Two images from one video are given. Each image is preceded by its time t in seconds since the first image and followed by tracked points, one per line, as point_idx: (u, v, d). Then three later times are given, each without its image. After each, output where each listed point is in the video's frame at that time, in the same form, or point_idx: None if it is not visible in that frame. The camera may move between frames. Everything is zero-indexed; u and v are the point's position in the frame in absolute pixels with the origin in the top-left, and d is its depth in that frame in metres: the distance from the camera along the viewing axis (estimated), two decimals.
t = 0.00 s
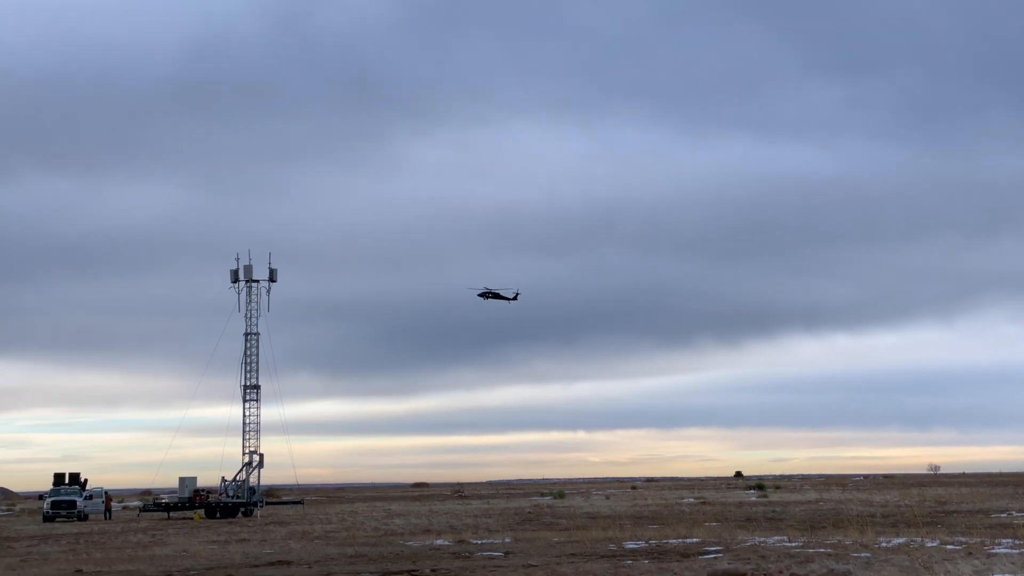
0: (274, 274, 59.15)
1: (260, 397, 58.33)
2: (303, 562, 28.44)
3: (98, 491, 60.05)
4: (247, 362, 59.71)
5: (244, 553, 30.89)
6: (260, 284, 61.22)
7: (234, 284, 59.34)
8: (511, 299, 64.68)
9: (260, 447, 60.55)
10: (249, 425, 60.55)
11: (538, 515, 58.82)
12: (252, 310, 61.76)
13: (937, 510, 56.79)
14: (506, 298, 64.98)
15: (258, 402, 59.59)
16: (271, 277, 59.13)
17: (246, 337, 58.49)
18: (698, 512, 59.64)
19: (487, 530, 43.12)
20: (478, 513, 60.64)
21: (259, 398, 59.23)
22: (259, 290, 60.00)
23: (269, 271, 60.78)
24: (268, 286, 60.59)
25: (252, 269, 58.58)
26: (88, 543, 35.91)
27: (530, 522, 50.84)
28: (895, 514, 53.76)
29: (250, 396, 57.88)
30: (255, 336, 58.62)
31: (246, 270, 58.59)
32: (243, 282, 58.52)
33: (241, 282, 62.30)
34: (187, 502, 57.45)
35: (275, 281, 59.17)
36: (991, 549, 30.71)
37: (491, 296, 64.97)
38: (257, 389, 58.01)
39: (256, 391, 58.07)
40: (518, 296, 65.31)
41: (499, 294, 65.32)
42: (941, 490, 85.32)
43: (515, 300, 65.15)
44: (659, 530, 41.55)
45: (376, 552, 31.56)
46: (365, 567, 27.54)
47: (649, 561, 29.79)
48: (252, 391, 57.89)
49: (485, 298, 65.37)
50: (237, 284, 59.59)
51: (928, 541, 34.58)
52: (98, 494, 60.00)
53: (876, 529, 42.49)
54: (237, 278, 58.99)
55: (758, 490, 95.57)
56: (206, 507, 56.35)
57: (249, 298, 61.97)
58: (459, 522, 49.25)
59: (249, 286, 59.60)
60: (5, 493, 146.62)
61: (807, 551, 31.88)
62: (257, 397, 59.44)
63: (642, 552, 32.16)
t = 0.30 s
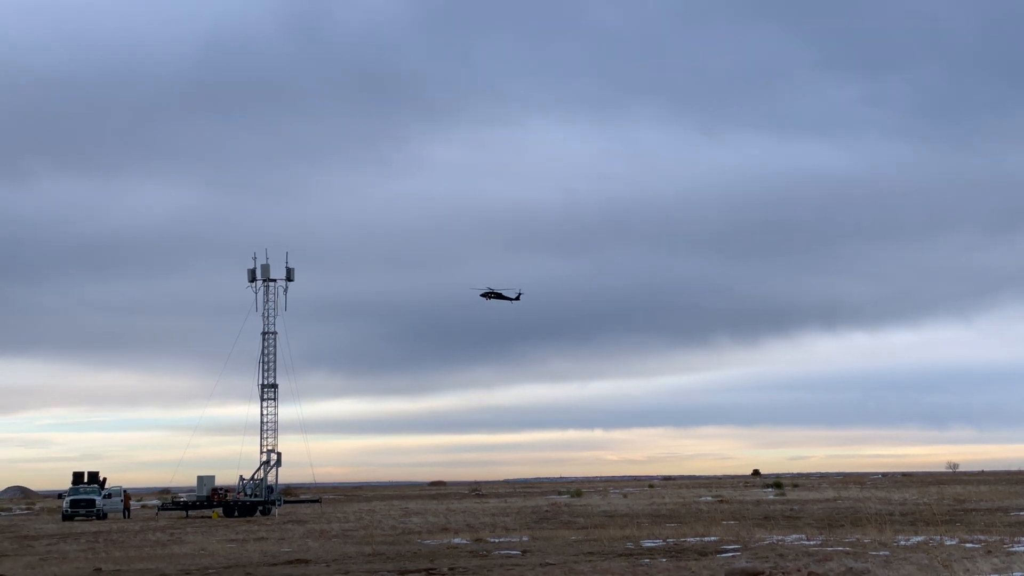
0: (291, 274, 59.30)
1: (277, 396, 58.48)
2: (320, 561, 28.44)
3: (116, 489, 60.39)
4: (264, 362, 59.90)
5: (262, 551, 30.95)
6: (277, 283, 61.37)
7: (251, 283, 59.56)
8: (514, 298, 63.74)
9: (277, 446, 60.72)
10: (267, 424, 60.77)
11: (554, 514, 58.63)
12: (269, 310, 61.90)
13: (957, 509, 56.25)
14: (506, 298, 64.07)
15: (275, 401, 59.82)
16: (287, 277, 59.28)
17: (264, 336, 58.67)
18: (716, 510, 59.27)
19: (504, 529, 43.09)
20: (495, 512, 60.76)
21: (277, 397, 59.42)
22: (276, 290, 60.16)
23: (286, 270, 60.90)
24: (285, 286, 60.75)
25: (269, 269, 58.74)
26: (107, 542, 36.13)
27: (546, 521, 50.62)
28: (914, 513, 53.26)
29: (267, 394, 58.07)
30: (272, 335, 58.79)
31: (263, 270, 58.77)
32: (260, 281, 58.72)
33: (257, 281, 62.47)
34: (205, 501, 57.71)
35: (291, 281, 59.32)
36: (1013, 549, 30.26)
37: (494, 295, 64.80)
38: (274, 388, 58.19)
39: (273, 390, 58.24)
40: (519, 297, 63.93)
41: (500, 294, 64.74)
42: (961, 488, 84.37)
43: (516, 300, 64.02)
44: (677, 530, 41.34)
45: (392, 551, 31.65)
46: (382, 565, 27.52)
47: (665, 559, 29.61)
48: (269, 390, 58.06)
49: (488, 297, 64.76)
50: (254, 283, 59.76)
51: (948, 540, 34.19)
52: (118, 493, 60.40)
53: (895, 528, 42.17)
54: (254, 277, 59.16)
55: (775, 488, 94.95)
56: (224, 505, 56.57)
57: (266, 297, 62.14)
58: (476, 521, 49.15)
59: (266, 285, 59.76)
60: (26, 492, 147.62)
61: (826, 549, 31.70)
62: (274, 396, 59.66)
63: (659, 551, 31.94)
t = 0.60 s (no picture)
0: (311, 272, 59.51)
1: (298, 394, 58.69)
2: (340, 558, 28.56)
3: (138, 487, 60.83)
4: (284, 361, 60.16)
5: (283, 549, 31.10)
6: (297, 282, 61.61)
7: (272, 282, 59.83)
8: (518, 298, 63.31)
9: (297, 444, 60.97)
10: (287, 422, 61.03)
11: (574, 512, 58.66)
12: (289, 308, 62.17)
13: (978, 507, 56.00)
14: (512, 298, 64.44)
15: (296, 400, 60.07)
16: (307, 275, 59.50)
17: (284, 334, 58.92)
18: (736, 508, 59.19)
19: (524, 527, 43.19)
20: (515, 510, 60.74)
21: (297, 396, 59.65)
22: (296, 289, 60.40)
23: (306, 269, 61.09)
24: (306, 284, 60.97)
25: (289, 268, 58.99)
26: (129, 540, 36.40)
27: (567, 520, 50.61)
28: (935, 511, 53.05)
29: (287, 393, 58.32)
30: (292, 334, 59.04)
31: (283, 269, 59.02)
32: (281, 280, 58.97)
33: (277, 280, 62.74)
34: (226, 499, 58.04)
35: (311, 280, 59.53)
36: None
37: (497, 295, 64.72)
38: (294, 386, 58.42)
39: (294, 389, 58.48)
40: (524, 295, 64.63)
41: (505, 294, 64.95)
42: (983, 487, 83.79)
43: (521, 299, 64.60)
44: (697, 528, 41.30)
45: (413, 549, 31.71)
46: (402, 563, 27.59)
47: (686, 557, 29.54)
48: (290, 388, 58.28)
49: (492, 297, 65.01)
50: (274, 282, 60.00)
51: (969, 538, 34.01)
52: (139, 491, 60.82)
53: (916, 526, 42.05)
54: (274, 276, 59.41)
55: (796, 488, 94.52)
56: (245, 503, 56.88)
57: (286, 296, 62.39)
58: (496, 520, 49.18)
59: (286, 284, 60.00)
60: (49, 490, 148.82)
61: (845, 547, 31.61)
62: (295, 395, 59.93)
63: (680, 549, 31.89)
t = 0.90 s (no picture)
0: (332, 271, 59.63)
1: (319, 392, 58.84)
2: (362, 556, 28.54)
3: (160, 485, 61.26)
4: (304, 359, 60.32)
5: (304, 547, 31.10)
6: (318, 281, 61.80)
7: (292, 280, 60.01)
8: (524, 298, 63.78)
9: (318, 443, 61.10)
10: (308, 420, 61.16)
11: (595, 511, 58.93)
12: (309, 306, 62.25)
13: (1001, 506, 55.60)
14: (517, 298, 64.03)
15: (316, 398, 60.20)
16: (328, 274, 59.66)
17: (305, 333, 59.08)
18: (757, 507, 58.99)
19: (545, 526, 43.30)
20: (535, 509, 60.60)
21: (318, 394, 59.82)
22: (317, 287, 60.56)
23: (326, 267, 61.25)
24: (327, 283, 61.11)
25: (309, 266, 59.15)
26: (151, 537, 36.59)
27: (588, 518, 50.65)
28: (958, 510, 52.75)
29: (308, 391, 58.46)
30: (313, 332, 59.19)
31: (303, 267, 59.18)
32: (301, 278, 59.14)
33: (298, 278, 62.85)
34: (247, 497, 58.24)
35: (332, 278, 59.66)
36: None
37: (502, 295, 64.59)
38: (315, 384, 58.55)
39: (314, 387, 58.61)
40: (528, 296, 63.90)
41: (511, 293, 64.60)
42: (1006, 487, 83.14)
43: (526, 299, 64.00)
44: (717, 526, 41.18)
45: (433, 547, 31.68)
46: (425, 561, 27.56)
47: (708, 556, 29.44)
48: (311, 386, 58.45)
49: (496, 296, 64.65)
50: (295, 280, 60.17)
51: (990, 537, 33.90)
52: (161, 489, 61.20)
53: (938, 524, 41.91)
54: (295, 275, 59.59)
55: (817, 487, 93.97)
56: (267, 501, 57.16)
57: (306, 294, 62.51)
58: (518, 518, 49.32)
59: (306, 282, 60.15)
60: (72, 488, 150.08)
61: (867, 546, 31.46)
62: (316, 393, 60.06)
63: (700, 547, 31.84)
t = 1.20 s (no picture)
0: (351, 269, 59.76)
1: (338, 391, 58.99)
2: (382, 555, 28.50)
3: (179, 483, 61.58)
4: (324, 357, 60.49)
5: (324, 546, 31.13)
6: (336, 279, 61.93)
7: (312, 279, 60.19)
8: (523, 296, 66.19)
9: (338, 441, 61.20)
10: (328, 419, 61.31)
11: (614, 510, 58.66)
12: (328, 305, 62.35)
13: None
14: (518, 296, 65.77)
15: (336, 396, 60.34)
16: (347, 273, 59.77)
17: (324, 332, 59.21)
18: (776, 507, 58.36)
19: (564, 524, 43.18)
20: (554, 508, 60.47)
21: (338, 392, 59.97)
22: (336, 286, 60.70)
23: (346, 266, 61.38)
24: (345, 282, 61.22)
25: (329, 265, 59.31)
26: (171, 535, 36.75)
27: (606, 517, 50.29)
28: (979, 509, 52.03)
29: (328, 389, 58.62)
30: (332, 330, 59.33)
31: (323, 266, 59.33)
32: (321, 277, 59.29)
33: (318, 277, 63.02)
34: (267, 495, 58.47)
35: (351, 276, 59.79)
36: None
37: (506, 293, 64.37)
38: (334, 382, 58.70)
39: (334, 385, 58.75)
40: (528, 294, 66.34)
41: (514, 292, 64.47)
42: None
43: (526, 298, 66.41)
44: (736, 526, 40.85)
45: (453, 546, 31.66)
46: (444, 560, 27.52)
47: (727, 555, 29.13)
48: (330, 385, 58.60)
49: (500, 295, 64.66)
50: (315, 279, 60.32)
51: (1013, 537, 33.46)
52: (182, 487, 61.55)
53: (959, 524, 41.39)
54: (315, 273, 59.74)
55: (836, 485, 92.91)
56: (286, 499, 57.36)
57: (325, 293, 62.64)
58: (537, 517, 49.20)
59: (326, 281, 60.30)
60: (93, 486, 151.34)
61: (888, 545, 31.18)
62: (335, 391, 60.20)
63: (720, 546, 31.66)
